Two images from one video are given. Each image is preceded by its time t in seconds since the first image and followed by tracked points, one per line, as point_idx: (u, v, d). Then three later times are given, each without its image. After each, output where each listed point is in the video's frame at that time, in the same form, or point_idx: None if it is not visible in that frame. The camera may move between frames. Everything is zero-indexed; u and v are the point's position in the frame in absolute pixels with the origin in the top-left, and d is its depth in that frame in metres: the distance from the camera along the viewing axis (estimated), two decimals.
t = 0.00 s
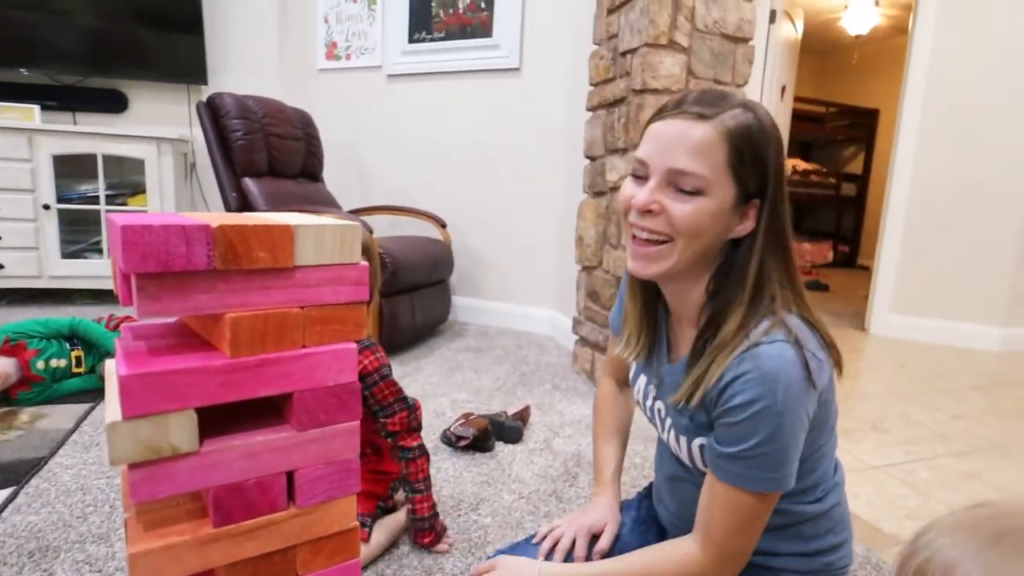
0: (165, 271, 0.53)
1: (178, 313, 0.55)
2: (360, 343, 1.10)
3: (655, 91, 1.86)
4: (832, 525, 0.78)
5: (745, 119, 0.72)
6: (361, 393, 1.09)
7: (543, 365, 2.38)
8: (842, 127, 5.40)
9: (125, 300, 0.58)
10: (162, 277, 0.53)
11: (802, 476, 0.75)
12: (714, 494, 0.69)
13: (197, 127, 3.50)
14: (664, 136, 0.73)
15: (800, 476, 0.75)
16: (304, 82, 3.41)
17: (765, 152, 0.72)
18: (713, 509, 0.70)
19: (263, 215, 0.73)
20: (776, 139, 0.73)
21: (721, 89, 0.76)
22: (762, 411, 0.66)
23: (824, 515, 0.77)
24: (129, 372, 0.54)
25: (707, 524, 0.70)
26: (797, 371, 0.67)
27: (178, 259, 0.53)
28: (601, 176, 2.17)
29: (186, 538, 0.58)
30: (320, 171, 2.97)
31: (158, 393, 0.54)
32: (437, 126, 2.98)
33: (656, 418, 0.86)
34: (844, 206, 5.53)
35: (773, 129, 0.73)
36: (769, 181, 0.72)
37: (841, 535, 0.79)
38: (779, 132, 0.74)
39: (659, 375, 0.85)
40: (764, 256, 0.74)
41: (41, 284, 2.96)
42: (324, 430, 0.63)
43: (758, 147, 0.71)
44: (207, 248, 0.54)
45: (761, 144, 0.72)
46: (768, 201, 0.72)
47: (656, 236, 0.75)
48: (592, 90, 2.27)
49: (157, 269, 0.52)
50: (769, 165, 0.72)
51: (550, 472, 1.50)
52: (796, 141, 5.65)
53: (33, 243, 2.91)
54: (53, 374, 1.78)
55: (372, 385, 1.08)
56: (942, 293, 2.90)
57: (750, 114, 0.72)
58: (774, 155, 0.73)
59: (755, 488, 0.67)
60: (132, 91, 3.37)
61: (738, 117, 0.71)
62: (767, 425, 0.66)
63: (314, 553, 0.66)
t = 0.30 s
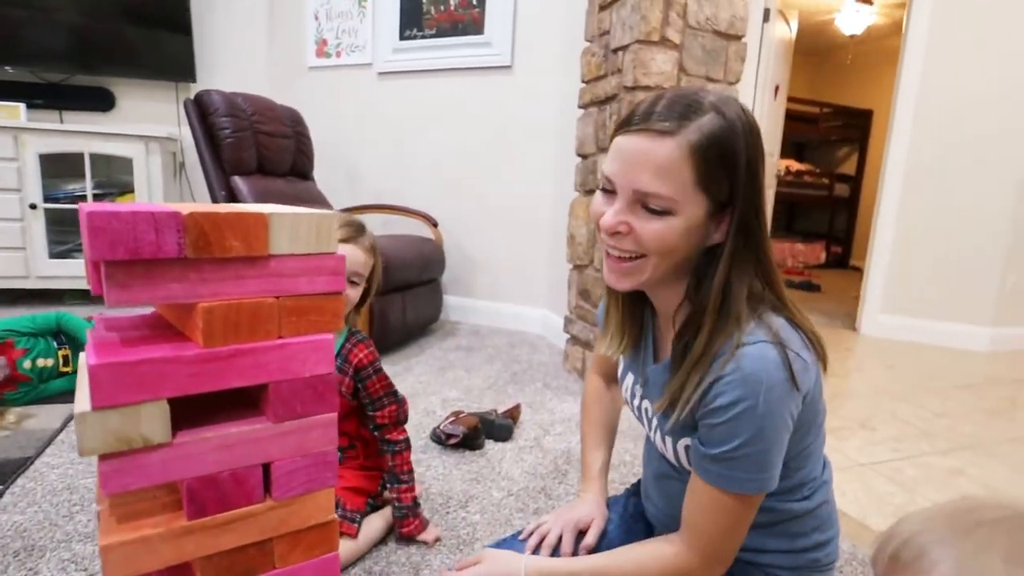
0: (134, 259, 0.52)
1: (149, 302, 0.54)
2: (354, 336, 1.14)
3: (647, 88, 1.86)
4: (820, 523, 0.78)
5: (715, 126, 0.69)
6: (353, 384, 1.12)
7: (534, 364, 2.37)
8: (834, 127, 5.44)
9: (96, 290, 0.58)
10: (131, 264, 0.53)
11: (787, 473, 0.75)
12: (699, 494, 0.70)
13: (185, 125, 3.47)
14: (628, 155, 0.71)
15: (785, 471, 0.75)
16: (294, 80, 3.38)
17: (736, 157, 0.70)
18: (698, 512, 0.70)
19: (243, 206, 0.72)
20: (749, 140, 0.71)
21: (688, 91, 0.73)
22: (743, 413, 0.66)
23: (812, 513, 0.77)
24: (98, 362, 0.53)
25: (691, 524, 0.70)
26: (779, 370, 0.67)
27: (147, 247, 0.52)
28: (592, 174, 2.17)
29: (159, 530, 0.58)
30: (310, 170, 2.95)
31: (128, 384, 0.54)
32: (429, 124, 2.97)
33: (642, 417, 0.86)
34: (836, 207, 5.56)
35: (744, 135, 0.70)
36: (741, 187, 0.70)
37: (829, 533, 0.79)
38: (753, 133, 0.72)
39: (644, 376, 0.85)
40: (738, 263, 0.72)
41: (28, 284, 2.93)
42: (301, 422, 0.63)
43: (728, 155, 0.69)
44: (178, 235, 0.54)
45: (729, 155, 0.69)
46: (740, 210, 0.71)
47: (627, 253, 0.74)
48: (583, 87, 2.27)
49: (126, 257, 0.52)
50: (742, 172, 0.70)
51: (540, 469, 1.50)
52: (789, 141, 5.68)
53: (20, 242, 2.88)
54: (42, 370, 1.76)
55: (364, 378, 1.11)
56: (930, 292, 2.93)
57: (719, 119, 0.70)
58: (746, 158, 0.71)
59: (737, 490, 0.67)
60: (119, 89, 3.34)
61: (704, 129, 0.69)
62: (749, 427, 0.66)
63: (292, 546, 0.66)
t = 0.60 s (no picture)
0: (116, 247, 0.52)
1: (131, 291, 0.54)
2: (350, 325, 1.16)
3: (638, 81, 1.86)
4: (814, 518, 0.78)
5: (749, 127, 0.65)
6: (349, 372, 1.14)
7: (525, 358, 2.37)
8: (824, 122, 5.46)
9: (79, 279, 0.57)
10: (112, 253, 0.52)
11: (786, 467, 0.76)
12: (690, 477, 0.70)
13: (174, 119, 3.43)
14: (651, 155, 0.67)
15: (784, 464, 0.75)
16: (283, 73, 3.35)
17: (768, 158, 0.66)
18: (691, 494, 0.69)
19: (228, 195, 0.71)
20: (782, 139, 0.67)
21: (721, 85, 0.68)
22: (754, 404, 0.66)
23: (807, 508, 0.77)
24: (81, 352, 0.52)
25: (687, 507, 0.69)
26: (797, 367, 0.67)
27: (129, 235, 0.52)
28: (583, 167, 2.17)
29: (145, 522, 0.57)
30: (300, 164, 2.93)
31: (112, 374, 0.53)
32: (420, 118, 2.95)
33: (639, 405, 0.86)
34: (826, 201, 5.60)
35: (775, 134, 0.67)
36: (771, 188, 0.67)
37: (821, 529, 0.80)
38: (786, 131, 0.68)
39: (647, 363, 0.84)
40: (760, 264, 0.70)
41: (16, 279, 2.89)
42: (288, 413, 0.62)
43: (760, 156, 0.66)
44: (160, 223, 0.53)
45: (758, 157, 0.66)
46: (766, 213, 0.68)
47: (643, 250, 0.72)
48: (573, 80, 2.26)
49: (107, 245, 0.51)
50: (773, 173, 0.67)
51: (531, 463, 1.51)
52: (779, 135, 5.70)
53: (8, 238, 2.84)
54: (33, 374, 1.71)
55: (358, 367, 1.12)
56: (918, 285, 2.96)
57: (751, 119, 0.66)
58: (777, 158, 0.67)
59: (741, 478, 0.67)
60: (107, 83, 3.29)
61: (735, 131, 0.65)
62: (760, 417, 0.66)
63: (280, 539, 0.66)
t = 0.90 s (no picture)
0: (126, 242, 0.51)
1: (141, 286, 0.54)
2: (341, 319, 1.21)
3: (638, 77, 1.86)
4: (822, 519, 0.79)
5: (770, 123, 0.64)
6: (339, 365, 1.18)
7: (524, 356, 2.37)
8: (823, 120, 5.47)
9: (89, 274, 0.57)
10: (123, 248, 0.52)
11: (797, 467, 0.76)
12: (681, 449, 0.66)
13: (174, 117, 3.43)
14: (669, 156, 0.66)
15: (794, 464, 0.75)
16: (281, 71, 3.34)
17: (790, 154, 0.66)
18: (672, 464, 0.65)
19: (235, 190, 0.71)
20: (806, 134, 0.66)
21: (740, 81, 0.67)
22: (766, 381, 0.66)
23: (816, 508, 0.78)
24: (91, 347, 0.52)
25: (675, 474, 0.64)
26: (817, 358, 0.68)
27: (139, 230, 0.51)
28: (582, 164, 2.17)
29: (154, 517, 0.58)
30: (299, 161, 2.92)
31: (122, 369, 0.53)
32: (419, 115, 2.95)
33: (653, 404, 0.87)
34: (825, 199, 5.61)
35: (798, 129, 0.66)
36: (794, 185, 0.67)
37: (829, 529, 0.80)
38: (811, 125, 0.67)
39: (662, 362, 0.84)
40: (786, 264, 0.69)
41: (17, 277, 2.89)
42: (297, 409, 0.62)
43: (781, 153, 0.65)
44: (170, 218, 0.53)
45: (780, 153, 0.65)
46: (790, 212, 0.67)
47: (663, 253, 0.72)
48: (572, 77, 2.26)
49: (118, 239, 0.51)
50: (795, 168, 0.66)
51: (532, 461, 1.50)
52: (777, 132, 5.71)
53: (9, 236, 2.83)
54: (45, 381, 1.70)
55: (349, 359, 1.17)
56: (919, 284, 2.96)
57: (773, 114, 0.65)
58: (799, 153, 0.67)
59: (731, 459, 0.65)
60: (106, 81, 3.28)
61: (756, 128, 0.64)
62: (770, 392, 0.66)
63: (288, 535, 0.66)
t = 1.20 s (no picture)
0: (141, 228, 0.52)
1: (154, 272, 0.54)
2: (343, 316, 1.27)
3: (644, 71, 1.85)
4: (830, 520, 0.79)
5: (787, 109, 0.64)
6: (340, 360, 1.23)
7: (527, 350, 2.38)
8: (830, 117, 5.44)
9: (103, 259, 0.57)
10: (138, 234, 0.52)
11: (808, 468, 0.76)
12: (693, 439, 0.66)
13: (180, 108, 3.43)
14: (682, 142, 0.66)
15: (805, 464, 0.76)
16: (287, 62, 3.34)
17: (808, 141, 0.65)
18: (686, 454, 0.65)
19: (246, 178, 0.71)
20: (825, 122, 0.66)
21: (757, 68, 0.67)
22: (779, 371, 0.66)
23: (825, 509, 0.78)
24: (105, 332, 0.53)
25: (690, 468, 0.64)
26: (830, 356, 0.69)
27: (154, 216, 0.52)
28: (587, 158, 2.17)
29: (165, 503, 0.58)
30: (304, 153, 2.92)
31: (135, 354, 0.53)
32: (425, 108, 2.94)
33: (661, 398, 0.87)
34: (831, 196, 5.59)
35: (815, 116, 0.65)
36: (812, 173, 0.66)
37: (837, 530, 0.80)
38: (830, 113, 0.66)
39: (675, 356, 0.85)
40: (801, 257, 0.69)
41: (23, 265, 2.90)
42: (307, 397, 0.62)
43: (798, 139, 0.65)
44: (184, 205, 0.53)
45: (795, 141, 0.65)
46: (806, 202, 0.67)
47: (677, 242, 0.72)
48: (579, 71, 2.25)
49: (133, 225, 0.51)
50: (813, 156, 0.66)
51: (535, 455, 1.51)
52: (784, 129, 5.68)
53: (16, 224, 2.85)
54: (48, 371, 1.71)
55: (350, 354, 1.23)
56: (925, 283, 2.95)
57: (790, 101, 0.65)
58: (816, 142, 0.66)
59: (742, 451, 0.65)
60: (113, 71, 3.29)
61: (772, 114, 0.64)
62: (784, 384, 0.66)
63: (296, 522, 0.66)
